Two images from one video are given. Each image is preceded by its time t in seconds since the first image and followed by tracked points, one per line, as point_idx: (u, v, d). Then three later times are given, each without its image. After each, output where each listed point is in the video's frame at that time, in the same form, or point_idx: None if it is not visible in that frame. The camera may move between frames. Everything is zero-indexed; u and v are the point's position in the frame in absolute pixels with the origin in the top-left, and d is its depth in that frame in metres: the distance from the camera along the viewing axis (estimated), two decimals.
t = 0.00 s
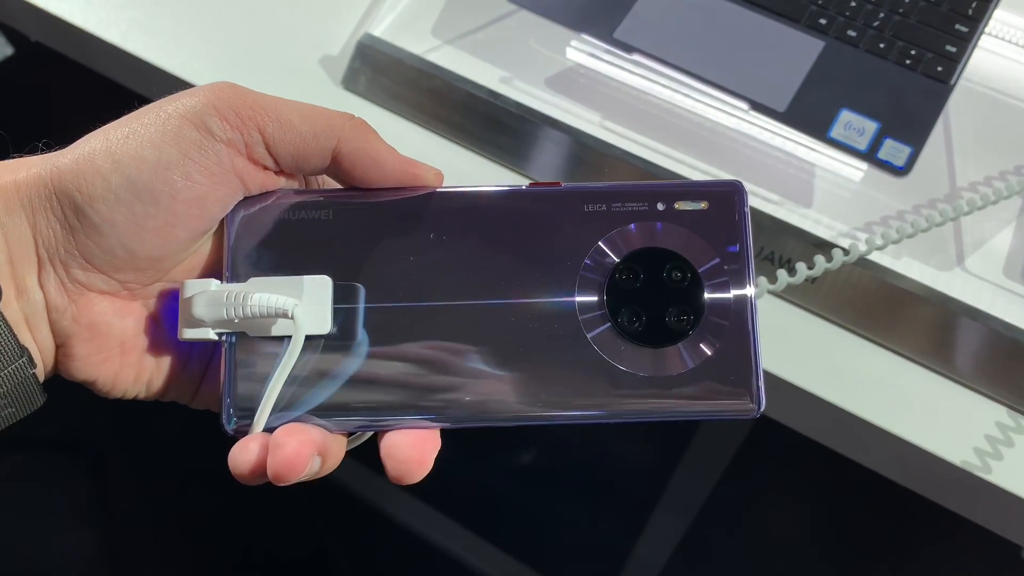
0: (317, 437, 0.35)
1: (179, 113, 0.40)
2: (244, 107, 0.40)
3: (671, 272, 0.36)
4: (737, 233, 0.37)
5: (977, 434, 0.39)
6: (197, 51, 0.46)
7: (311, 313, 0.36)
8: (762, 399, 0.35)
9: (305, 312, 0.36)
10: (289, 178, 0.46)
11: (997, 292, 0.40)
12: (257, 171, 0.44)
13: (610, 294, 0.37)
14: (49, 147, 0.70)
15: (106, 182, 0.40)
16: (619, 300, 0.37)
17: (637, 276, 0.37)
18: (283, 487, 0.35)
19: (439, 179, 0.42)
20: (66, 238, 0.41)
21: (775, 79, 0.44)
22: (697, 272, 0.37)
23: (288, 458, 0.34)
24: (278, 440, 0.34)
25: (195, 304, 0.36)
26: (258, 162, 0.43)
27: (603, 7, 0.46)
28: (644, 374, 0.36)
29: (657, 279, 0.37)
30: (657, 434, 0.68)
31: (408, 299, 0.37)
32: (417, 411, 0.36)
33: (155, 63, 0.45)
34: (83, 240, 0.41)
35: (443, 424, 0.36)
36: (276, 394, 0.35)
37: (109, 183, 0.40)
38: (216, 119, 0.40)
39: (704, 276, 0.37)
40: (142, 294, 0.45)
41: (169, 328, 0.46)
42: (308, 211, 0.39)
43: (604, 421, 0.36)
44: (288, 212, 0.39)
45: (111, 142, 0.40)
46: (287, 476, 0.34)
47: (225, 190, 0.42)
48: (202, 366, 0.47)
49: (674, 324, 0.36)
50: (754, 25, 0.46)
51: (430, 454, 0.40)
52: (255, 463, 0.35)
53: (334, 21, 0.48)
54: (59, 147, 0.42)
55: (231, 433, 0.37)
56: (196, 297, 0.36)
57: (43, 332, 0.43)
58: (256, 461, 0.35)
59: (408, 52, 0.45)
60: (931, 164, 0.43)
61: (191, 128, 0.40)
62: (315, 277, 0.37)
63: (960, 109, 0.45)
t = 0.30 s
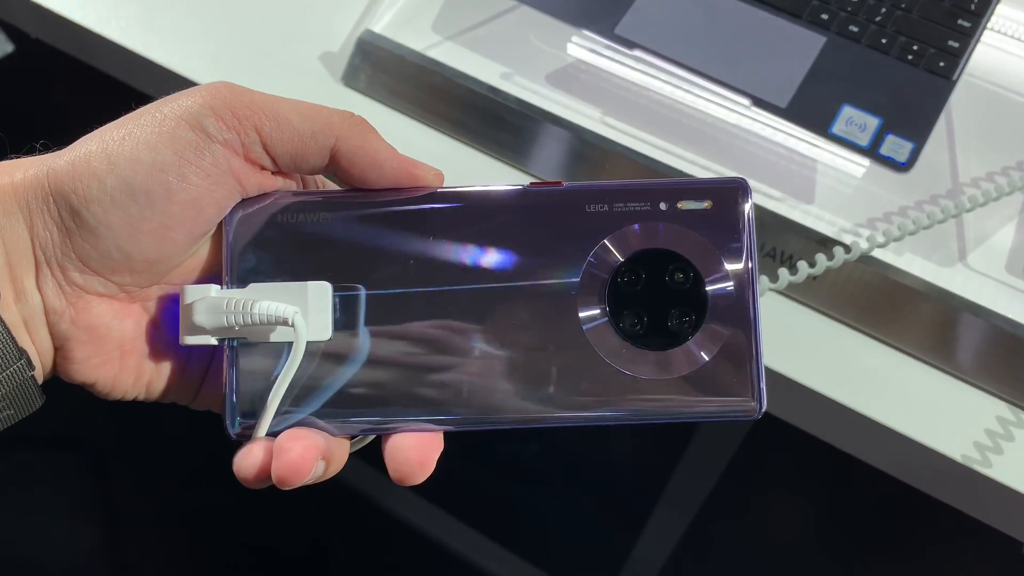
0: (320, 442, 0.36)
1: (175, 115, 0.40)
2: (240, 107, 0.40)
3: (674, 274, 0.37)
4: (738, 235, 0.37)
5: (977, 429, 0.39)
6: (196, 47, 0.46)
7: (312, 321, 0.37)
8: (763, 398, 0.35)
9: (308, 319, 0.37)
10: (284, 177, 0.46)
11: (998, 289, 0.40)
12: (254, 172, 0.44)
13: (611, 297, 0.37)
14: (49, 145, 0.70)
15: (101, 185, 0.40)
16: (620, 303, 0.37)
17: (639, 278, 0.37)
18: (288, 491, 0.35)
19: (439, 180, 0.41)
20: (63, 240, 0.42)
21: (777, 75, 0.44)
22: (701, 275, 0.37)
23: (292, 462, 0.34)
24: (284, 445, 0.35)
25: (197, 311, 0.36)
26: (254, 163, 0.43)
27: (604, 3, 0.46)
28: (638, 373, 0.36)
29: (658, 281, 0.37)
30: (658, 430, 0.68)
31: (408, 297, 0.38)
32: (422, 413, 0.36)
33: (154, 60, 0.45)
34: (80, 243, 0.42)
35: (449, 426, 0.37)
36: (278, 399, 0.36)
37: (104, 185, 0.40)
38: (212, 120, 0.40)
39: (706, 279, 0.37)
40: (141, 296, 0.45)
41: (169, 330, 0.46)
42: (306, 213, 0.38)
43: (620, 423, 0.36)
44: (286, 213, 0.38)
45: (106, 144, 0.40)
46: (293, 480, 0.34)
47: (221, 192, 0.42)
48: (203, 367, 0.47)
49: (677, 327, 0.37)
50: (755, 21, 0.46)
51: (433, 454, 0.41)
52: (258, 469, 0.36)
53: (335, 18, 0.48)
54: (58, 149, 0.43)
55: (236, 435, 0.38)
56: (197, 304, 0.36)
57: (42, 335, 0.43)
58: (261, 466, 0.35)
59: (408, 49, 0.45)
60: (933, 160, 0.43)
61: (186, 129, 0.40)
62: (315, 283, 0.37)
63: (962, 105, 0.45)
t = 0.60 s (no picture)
0: (327, 438, 0.37)
1: (173, 110, 0.40)
2: (238, 101, 0.40)
3: (676, 266, 0.37)
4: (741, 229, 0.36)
5: (979, 423, 0.39)
6: (196, 43, 0.46)
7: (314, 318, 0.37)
8: (763, 386, 0.35)
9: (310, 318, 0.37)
10: (283, 171, 0.46)
11: (1001, 285, 0.39)
12: (251, 165, 0.43)
13: (614, 290, 0.37)
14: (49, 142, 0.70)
15: (99, 180, 0.40)
16: (620, 296, 0.37)
17: (641, 270, 0.37)
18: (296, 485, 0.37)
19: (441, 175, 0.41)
20: (62, 236, 0.42)
21: (778, 71, 0.44)
22: (702, 265, 0.36)
23: (300, 458, 0.36)
24: (290, 441, 0.36)
25: (200, 310, 0.36)
26: (253, 157, 0.43)
27: None
28: (638, 366, 0.37)
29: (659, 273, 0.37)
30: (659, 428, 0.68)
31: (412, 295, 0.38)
32: (426, 408, 0.37)
33: (154, 55, 0.45)
34: (78, 239, 0.41)
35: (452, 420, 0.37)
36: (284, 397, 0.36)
37: (102, 181, 0.40)
38: (210, 114, 0.40)
39: (708, 273, 0.37)
40: (141, 292, 0.44)
41: (170, 326, 0.46)
42: (306, 210, 0.38)
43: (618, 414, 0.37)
44: (286, 210, 0.38)
45: (104, 139, 0.40)
46: (300, 475, 0.36)
47: (221, 188, 0.42)
48: (204, 362, 0.47)
49: (679, 319, 0.37)
50: (758, 16, 0.46)
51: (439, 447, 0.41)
52: (266, 465, 0.37)
53: (336, 13, 0.48)
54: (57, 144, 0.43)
55: (244, 429, 0.38)
56: (200, 304, 0.36)
57: (41, 331, 0.43)
58: (269, 461, 0.37)
59: (410, 44, 0.45)
60: (937, 156, 0.43)
61: (185, 124, 0.40)
62: (319, 282, 0.37)
63: (968, 101, 0.45)
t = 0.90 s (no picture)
0: (332, 440, 0.38)
1: (175, 110, 0.40)
2: (239, 102, 0.39)
3: (679, 271, 0.36)
4: (744, 234, 0.36)
5: (980, 420, 0.39)
6: (197, 40, 0.46)
7: (317, 322, 0.37)
8: (763, 391, 0.36)
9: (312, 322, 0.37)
10: (284, 173, 0.46)
11: (1003, 282, 0.39)
12: (254, 167, 0.43)
13: (617, 295, 0.37)
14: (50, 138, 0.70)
15: (100, 180, 0.40)
16: (624, 301, 0.37)
17: (645, 274, 0.37)
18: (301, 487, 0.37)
19: (444, 176, 0.41)
20: (63, 236, 0.42)
21: (781, 68, 0.44)
22: (704, 269, 0.36)
23: (306, 460, 0.36)
24: (297, 444, 0.36)
25: (203, 314, 0.36)
26: (255, 159, 0.43)
27: None
28: (642, 371, 0.37)
29: (662, 278, 0.37)
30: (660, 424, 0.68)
31: (413, 294, 0.38)
32: (429, 410, 0.37)
33: (154, 53, 0.45)
34: (79, 238, 0.41)
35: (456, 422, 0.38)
36: (289, 401, 0.36)
37: (103, 181, 0.40)
38: (212, 115, 0.40)
39: (710, 275, 0.36)
40: (142, 293, 0.44)
41: (171, 327, 0.45)
42: (309, 212, 0.38)
43: (611, 417, 0.37)
44: (289, 212, 0.38)
45: (105, 139, 0.40)
46: (306, 477, 0.36)
47: (222, 188, 0.42)
48: (205, 362, 0.47)
49: (681, 325, 0.36)
50: (762, 12, 0.45)
51: (441, 447, 0.41)
52: (271, 469, 0.37)
53: (336, 9, 0.47)
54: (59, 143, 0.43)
55: (247, 430, 0.38)
56: (203, 307, 0.36)
57: (42, 330, 0.44)
58: (273, 463, 0.37)
59: (411, 41, 0.44)
60: (939, 153, 0.43)
61: (187, 124, 0.40)
62: (319, 285, 0.37)
63: (970, 98, 0.45)
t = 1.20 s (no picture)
0: (337, 437, 0.38)
1: (177, 106, 0.40)
2: (240, 98, 0.39)
3: (682, 267, 0.36)
4: (747, 228, 0.36)
5: (981, 415, 0.39)
6: (198, 36, 0.45)
7: (322, 320, 0.36)
8: (765, 385, 0.36)
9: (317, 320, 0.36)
10: (285, 169, 0.46)
11: (1005, 279, 0.39)
12: (255, 163, 0.43)
13: (621, 292, 0.37)
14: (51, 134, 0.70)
15: (101, 177, 0.40)
16: (626, 298, 0.37)
17: (649, 269, 0.37)
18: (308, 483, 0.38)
19: (446, 172, 0.41)
20: (63, 232, 0.41)
21: (782, 64, 0.44)
22: (706, 263, 0.36)
23: (312, 457, 0.37)
24: (303, 441, 0.37)
25: (206, 313, 0.36)
26: (257, 154, 0.43)
27: None
28: (644, 368, 0.37)
29: (665, 275, 0.37)
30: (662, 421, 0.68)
31: (414, 291, 0.38)
32: (435, 406, 0.37)
33: (155, 49, 0.45)
34: (79, 235, 0.41)
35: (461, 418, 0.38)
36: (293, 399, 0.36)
37: (103, 177, 0.40)
38: (214, 112, 0.40)
39: (713, 267, 0.36)
40: (143, 289, 0.45)
41: (173, 323, 0.45)
42: (312, 209, 0.38)
43: (610, 411, 0.37)
44: (292, 209, 0.38)
45: (106, 135, 0.40)
46: (312, 474, 0.37)
47: (224, 185, 0.42)
48: (207, 358, 0.47)
49: (684, 321, 0.36)
50: (764, 8, 0.45)
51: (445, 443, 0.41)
52: (278, 465, 0.38)
53: (337, 5, 0.47)
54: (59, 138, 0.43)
55: (251, 427, 0.38)
56: (206, 306, 0.36)
57: (42, 326, 0.44)
58: (280, 461, 0.38)
59: (412, 37, 0.44)
60: (941, 150, 0.43)
61: (188, 121, 0.40)
62: (322, 282, 0.36)
63: (972, 94, 0.45)
